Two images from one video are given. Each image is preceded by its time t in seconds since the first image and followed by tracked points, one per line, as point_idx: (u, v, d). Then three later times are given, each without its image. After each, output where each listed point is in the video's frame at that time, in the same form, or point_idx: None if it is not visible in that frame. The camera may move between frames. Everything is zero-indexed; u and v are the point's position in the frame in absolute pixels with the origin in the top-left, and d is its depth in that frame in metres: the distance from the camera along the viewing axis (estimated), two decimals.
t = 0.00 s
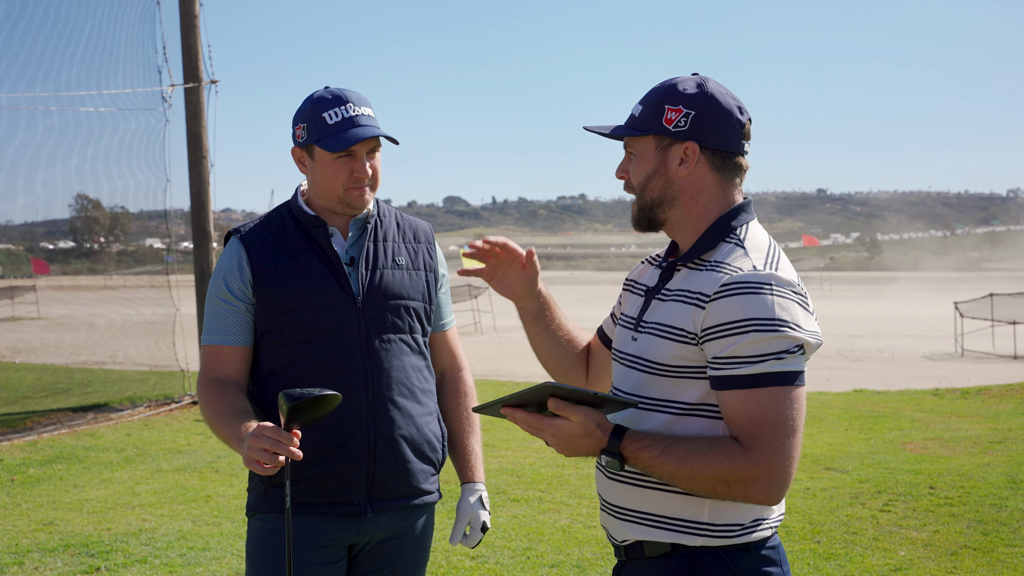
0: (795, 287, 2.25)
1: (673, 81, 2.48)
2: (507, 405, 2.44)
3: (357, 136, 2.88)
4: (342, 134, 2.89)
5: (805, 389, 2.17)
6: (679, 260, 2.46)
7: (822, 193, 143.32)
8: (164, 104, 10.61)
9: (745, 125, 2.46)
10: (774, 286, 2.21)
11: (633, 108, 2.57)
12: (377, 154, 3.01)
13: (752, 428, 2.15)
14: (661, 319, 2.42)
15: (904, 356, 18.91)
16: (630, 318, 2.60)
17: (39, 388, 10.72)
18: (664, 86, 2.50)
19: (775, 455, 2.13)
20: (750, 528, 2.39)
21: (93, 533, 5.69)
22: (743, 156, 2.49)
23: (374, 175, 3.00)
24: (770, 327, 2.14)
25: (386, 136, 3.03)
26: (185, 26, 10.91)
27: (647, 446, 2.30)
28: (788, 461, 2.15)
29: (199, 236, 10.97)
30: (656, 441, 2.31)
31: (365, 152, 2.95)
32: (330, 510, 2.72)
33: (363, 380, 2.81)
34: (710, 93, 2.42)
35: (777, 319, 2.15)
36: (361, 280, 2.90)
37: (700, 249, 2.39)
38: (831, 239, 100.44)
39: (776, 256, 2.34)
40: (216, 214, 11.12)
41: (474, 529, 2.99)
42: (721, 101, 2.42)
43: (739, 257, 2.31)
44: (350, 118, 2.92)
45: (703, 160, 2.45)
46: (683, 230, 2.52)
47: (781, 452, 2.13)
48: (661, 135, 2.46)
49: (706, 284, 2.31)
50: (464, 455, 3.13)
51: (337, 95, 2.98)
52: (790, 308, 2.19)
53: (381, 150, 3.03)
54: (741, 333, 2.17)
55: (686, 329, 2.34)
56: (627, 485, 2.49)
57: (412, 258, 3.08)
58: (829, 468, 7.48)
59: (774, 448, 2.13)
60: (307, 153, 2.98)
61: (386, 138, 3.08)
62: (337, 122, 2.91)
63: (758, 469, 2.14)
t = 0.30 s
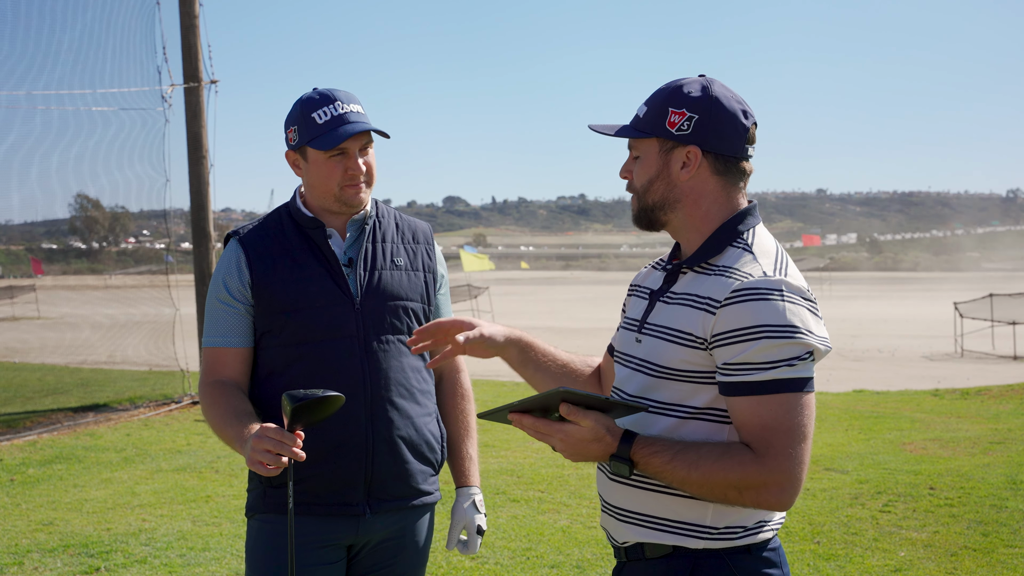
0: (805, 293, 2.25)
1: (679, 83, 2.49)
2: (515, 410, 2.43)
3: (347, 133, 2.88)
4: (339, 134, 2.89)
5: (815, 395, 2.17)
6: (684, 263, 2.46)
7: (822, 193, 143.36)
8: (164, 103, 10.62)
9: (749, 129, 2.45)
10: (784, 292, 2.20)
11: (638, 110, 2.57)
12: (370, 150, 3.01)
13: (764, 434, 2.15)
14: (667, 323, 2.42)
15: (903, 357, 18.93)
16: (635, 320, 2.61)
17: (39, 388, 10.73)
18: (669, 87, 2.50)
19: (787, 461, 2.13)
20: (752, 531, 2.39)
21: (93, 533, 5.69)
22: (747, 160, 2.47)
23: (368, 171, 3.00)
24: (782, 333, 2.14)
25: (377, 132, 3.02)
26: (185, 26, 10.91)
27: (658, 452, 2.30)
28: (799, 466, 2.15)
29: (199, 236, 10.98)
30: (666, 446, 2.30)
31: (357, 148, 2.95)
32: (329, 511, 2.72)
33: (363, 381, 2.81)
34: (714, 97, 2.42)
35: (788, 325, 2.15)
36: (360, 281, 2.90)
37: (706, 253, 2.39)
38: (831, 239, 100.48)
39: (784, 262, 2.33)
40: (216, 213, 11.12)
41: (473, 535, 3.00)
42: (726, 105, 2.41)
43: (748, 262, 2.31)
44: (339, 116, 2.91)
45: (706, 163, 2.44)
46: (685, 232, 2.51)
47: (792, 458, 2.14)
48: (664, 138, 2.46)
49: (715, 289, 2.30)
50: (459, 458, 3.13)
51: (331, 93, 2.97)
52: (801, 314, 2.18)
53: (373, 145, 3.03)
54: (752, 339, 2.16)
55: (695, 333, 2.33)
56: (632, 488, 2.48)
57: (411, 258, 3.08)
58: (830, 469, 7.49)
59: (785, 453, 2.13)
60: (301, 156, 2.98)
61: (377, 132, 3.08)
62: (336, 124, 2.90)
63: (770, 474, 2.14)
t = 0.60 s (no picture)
0: (801, 293, 2.24)
1: (672, 84, 2.49)
2: (512, 413, 2.46)
3: (349, 140, 2.88)
4: (334, 137, 2.89)
5: (810, 395, 2.17)
6: (683, 263, 2.46)
7: (822, 193, 143.39)
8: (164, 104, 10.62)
9: (745, 128, 2.45)
10: (779, 292, 2.20)
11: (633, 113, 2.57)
12: (369, 154, 3.01)
13: (759, 434, 2.15)
14: (664, 324, 2.42)
15: (903, 357, 18.95)
16: (636, 321, 2.61)
17: (40, 388, 10.73)
18: (664, 89, 2.50)
19: (782, 461, 2.13)
20: (755, 532, 2.39)
21: (93, 533, 5.69)
22: (744, 160, 2.47)
23: (369, 174, 3.00)
24: (776, 334, 2.14)
25: (376, 136, 3.02)
26: (185, 26, 10.91)
27: (654, 454, 2.30)
28: (795, 466, 2.15)
29: (199, 236, 10.97)
30: (662, 448, 2.31)
31: (357, 153, 2.95)
32: (327, 511, 2.72)
33: (360, 382, 2.81)
34: (708, 97, 2.41)
35: (782, 326, 2.15)
36: (358, 282, 2.90)
37: (703, 254, 2.39)
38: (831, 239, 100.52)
39: (780, 261, 2.33)
40: (216, 214, 11.12)
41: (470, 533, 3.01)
42: (719, 104, 2.40)
43: (743, 262, 2.30)
44: (338, 122, 2.91)
45: (701, 164, 2.44)
46: (684, 233, 2.52)
47: (787, 458, 2.14)
48: (658, 140, 2.46)
49: (711, 290, 2.31)
50: (461, 458, 3.12)
51: (326, 98, 2.97)
52: (796, 314, 2.18)
53: (373, 149, 3.02)
54: (746, 339, 2.17)
55: (691, 334, 2.33)
56: (633, 489, 2.48)
57: (409, 259, 3.08)
58: (829, 469, 7.49)
59: (780, 454, 2.13)
60: (300, 160, 2.98)
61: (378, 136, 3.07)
62: (331, 127, 2.90)
63: (766, 475, 2.14)
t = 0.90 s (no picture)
0: (800, 297, 2.24)
1: (670, 86, 2.49)
2: (511, 417, 2.46)
3: (345, 140, 2.88)
4: (330, 140, 2.89)
5: (809, 401, 2.17)
6: (683, 266, 2.46)
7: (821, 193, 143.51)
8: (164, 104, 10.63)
9: (743, 128, 2.44)
10: (779, 298, 2.20)
11: (631, 116, 2.58)
12: (367, 154, 3.01)
13: (758, 441, 2.15)
14: (665, 328, 2.42)
15: (902, 357, 18.99)
16: (637, 323, 2.61)
17: (38, 388, 10.73)
18: (661, 92, 2.50)
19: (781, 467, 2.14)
20: (753, 534, 2.39)
21: (92, 533, 5.69)
22: (743, 162, 2.46)
23: (367, 174, 3.00)
24: (775, 341, 2.14)
25: (374, 135, 3.01)
26: (185, 26, 10.91)
27: (652, 459, 2.31)
28: (794, 473, 2.15)
29: (198, 236, 10.97)
30: (660, 453, 2.31)
31: (354, 153, 2.94)
32: (326, 512, 2.72)
33: (359, 381, 2.82)
34: (704, 99, 2.41)
35: (782, 332, 2.15)
36: (357, 282, 2.90)
37: (703, 258, 2.39)
38: (830, 240, 100.62)
39: (781, 266, 2.33)
40: (215, 214, 11.12)
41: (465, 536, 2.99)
42: (714, 106, 2.40)
43: (743, 267, 2.30)
44: (335, 122, 2.91)
45: (698, 167, 2.44)
46: (683, 235, 2.53)
47: (786, 464, 2.14)
48: (655, 143, 2.47)
49: (711, 295, 2.31)
50: (459, 457, 3.12)
51: (323, 99, 2.96)
52: (795, 320, 2.18)
53: (371, 149, 3.02)
54: (745, 346, 2.17)
55: (690, 339, 2.34)
56: (632, 491, 2.48)
57: (409, 259, 3.08)
58: (828, 469, 7.49)
59: (779, 460, 2.13)
60: (297, 161, 2.98)
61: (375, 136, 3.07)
62: (326, 129, 2.90)
63: (764, 481, 2.14)
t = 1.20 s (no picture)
0: (802, 297, 2.23)
1: (674, 85, 2.49)
2: (513, 413, 2.46)
3: (347, 140, 2.88)
4: (331, 139, 2.89)
5: (810, 401, 2.17)
6: (685, 266, 2.46)
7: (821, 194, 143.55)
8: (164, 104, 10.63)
9: (745, 128, 2.43)
10: (780, 297, 2.19)
11: (633, 116, 2.58)
12: (368, 154, 3.01)
13: (758, 440, 2.15)
14: (666, 326, 2.42)
15: (902, 357, 19.00)
16: (638, 322, 2.61)
17: (38, 388, 10.73)
18: (663, 91, 2.50)
19: (781, 467, 2.13)
20: (752, 534, 2.39)
21: (91, 533, 5.69)
22: (745, 161, 2.45)
23: (368, 174, 3.00)
24: (776, 340, 2.14)
25: (375, 135, 3.01)
26: (185, 26, 10.91)
27: (653, 457, 2.31)
28: (794, 473, 2.15)
29: (198, 236, 10.97)
30: (661, 452, 2.31)
31: (355, 153, 2.94)
32: (326, 511, 2.72)
33: (359, 380, 2.81)
34: (708, 98, 2.41)
35: (782, 331, 2.15)
36: (358, 281, 2.90)
37: (705, 257, 2.39)
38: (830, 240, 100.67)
39: (783, 266, 2.32)
40: (215, 214, 11.12)
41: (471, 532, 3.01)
42: (718, 105, 2.40)
43: (745, 266, 2.30)
44: (336, 122, 2.91)
45: (701, 166, 2.44)
46: (684, 233, 2.53)
47: (787, 464, 2.14)
48: (657, 141, 2.48)
49: (712, 294, 2.30)
50: (464, 456, 3.12)
51: (326, 98, 2.96)
52: (797, 320, 2.18)
53: (372, 149, 3.02)
54: (746, 344, 2.17)
55: (691, 338, 2.33)
56: (631, 490, 2.48)
57: (410, 258, 3.08)
58: (828, 469, 7.49)
59: (779, 459, 2.13)
60: (298, 161, 2.98)
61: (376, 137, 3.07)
62: (328, 127, 2.90)
63: (764, 481, 2.14)
